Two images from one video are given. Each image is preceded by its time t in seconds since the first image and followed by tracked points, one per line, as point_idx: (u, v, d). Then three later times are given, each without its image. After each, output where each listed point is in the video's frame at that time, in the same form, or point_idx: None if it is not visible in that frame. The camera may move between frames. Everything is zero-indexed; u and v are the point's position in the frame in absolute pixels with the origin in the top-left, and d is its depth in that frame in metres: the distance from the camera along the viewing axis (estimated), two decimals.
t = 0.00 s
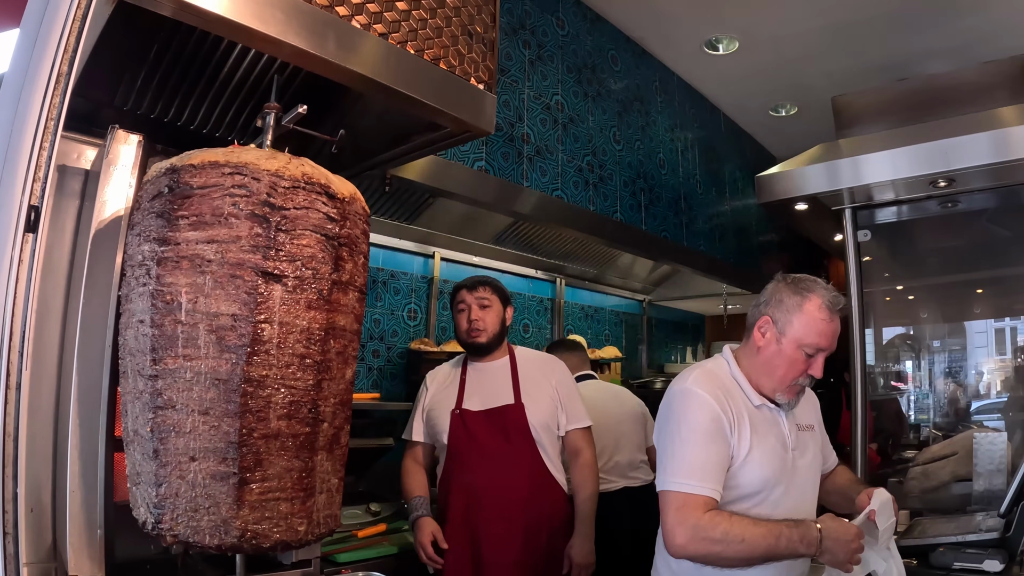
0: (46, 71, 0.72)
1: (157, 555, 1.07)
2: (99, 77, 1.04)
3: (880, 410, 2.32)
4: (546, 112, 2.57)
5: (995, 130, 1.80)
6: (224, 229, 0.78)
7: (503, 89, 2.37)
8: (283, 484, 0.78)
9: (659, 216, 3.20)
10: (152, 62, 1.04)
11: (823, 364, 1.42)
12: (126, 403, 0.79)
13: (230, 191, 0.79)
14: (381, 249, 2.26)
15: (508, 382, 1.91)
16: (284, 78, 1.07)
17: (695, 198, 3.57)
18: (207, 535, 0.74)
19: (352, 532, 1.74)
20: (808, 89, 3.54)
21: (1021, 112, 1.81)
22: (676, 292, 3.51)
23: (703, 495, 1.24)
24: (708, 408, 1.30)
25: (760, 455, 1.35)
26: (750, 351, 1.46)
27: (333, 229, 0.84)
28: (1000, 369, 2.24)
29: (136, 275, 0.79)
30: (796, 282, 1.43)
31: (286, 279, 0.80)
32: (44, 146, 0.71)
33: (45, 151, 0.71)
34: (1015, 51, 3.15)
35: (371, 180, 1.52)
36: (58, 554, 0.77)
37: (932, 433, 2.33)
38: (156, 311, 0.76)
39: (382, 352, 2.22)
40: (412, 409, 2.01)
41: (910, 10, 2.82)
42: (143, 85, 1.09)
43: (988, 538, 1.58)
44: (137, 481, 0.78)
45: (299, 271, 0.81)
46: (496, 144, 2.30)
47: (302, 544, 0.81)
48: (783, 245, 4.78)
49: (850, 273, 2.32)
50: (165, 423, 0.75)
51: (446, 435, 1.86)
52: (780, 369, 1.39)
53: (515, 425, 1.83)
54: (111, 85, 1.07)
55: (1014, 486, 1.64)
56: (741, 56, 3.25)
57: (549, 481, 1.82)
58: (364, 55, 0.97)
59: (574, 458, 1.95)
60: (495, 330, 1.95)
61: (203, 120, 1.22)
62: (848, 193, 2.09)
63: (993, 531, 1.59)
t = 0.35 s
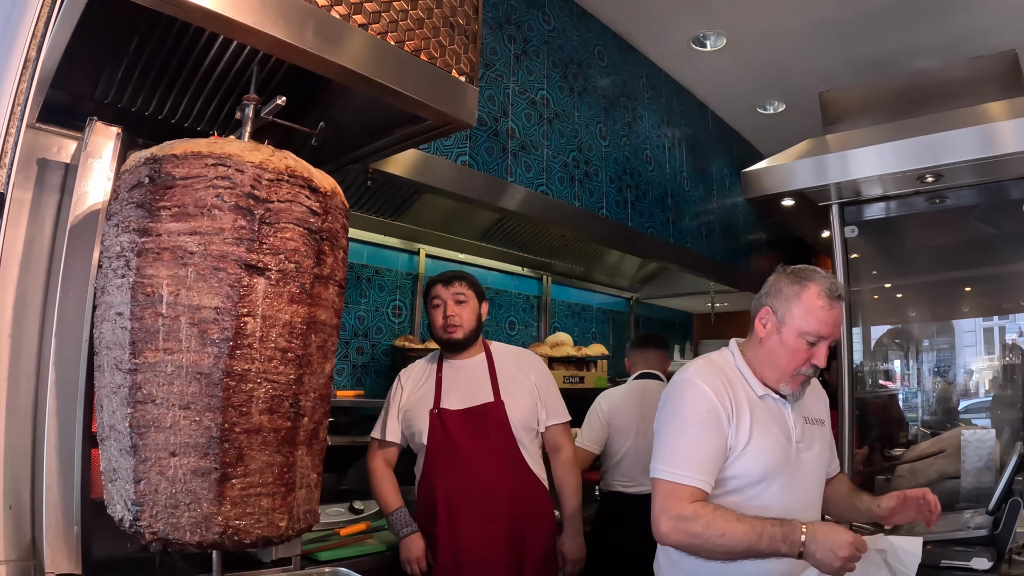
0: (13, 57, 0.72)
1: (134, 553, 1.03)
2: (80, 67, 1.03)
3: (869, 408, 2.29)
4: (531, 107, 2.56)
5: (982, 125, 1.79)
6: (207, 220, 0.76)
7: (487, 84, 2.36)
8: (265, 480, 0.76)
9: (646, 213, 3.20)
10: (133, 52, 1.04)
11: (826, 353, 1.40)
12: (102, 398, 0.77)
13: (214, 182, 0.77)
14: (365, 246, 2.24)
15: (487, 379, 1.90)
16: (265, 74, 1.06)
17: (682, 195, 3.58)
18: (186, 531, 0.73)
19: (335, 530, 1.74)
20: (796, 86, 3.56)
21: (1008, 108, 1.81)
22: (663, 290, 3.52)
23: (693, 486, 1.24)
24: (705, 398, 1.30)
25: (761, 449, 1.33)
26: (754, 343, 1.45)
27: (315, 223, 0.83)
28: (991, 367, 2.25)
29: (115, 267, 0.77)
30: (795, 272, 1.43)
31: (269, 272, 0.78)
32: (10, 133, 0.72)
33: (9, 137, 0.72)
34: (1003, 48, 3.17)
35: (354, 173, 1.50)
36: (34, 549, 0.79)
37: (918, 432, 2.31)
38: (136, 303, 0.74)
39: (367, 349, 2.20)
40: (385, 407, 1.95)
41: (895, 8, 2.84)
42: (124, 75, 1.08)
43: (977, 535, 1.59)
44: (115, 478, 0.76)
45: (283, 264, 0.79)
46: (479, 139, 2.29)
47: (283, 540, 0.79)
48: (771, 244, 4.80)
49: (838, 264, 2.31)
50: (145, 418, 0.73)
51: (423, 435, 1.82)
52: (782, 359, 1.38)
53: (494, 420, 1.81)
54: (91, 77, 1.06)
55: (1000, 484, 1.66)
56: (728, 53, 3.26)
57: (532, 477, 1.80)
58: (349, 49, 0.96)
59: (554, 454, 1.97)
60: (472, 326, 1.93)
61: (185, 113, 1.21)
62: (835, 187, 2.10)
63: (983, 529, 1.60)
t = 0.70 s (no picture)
0: None
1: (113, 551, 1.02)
2: (61, 63, 1.02)
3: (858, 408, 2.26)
4: (517, 104, 2.56)
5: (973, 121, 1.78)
6: (191, 215, 0.75)
7: (471, 79, 2.35)
8: (247, 476, 0.75)
9: (634, 210, 3.20)
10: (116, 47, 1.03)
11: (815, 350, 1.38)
12: (80, 394, 0.76)
13: (198, 176, 0.76)
14: (351, 243, 2.23)
15: (485, 376, 1.89)
16: (247, 71, 1.05)
17: (670, 193, 3.58)
18: (168, 528, 0.72)
19: (319, 529, 1.71)
20: (785, 84, 3.56)
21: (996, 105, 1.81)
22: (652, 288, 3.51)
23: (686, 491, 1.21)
24: (696, 398, 1.27)
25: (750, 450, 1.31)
26: (742, 339, 1.44)
27: (298, 219, 0.82)
28: (980, 367, 2.18)
29: (94, 262, 0.76)
30: (784, 267, 1.40)
31: (253, 268, 0.77)
32: None
33: None
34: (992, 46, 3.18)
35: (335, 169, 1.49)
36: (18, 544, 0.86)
37: (908, 429, 2.25)
38: (117, 298, 0.73)
39: (352, 346, 2.19)
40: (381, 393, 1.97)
41: (882, 6, 2.85)
42: (107, 70, 1.08)
43: (964, 535, 1.57)
44: (94, 476, 0.75)
45: (267, 260, 0.78)
46: (464, 135, 2.29)
47: (264, 536, 0.78)
48: (760, 243, 4.81)
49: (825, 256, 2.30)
50: (127, 414, 0.72)
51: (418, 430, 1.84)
52: (769, 356, 1.37)
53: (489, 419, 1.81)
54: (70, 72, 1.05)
55: (988, 484, 1.66)
56: (716, 50, 3.26)
57: (524, 478, 1.79)
58: (336, 49, 0.96)
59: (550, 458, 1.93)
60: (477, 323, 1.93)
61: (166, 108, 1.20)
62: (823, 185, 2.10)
63: (969, 528, 1.58)
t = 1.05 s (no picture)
0: None
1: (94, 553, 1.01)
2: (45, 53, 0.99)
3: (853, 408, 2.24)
4: (509, 100, 2.54)
5: (968, 118, 1.78)
6: (182, 209, 0.72)
7: (462, 75, 2.33)
8: (236, 478, 0.73)
9: (626, 209, 3.19)
10: (101, 39, 1.00)
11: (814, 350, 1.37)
12: (59, 393, 0.73)
13: (190, 170, 0.74)
14: (340, 241, 2.20)
15: (491, 376, 1.87)
16: (232, 67, 1.04)
17: (663, 191, 3.57)
18: (156, 533, 0.69)
19: (306, 530, 1.68)
20: (778, 82, 3.56)
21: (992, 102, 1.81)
22: (644, 287, 3.50)
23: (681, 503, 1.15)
24: (688, 403, 1.24)
25: (737, 457, 1.29)
26: (737, 337, 1.42)
27: (289, 216, 0.80)
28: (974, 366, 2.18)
29: (76, 255, 0.73)
30: (785, 261, 1.39)
31: (246, 264, 0.75)
32: None
33: None
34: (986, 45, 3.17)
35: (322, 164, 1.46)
36: None
37: (903, 430, 2.24)
38: (103, 293, 0.70)
39: (341, 345, 2.16)
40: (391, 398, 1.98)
41: (876, 4, 2.85)
42: (91, 62, 1.05)
43: (962, 538, 1.58)
44: (75, 479, 0.71)
45: (259, 257, 0.76)
46: (455, 131, 2.26)
47: (251, 539, 0.76)
48: (753, 242, 4.80)
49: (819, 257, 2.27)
50: (112, 414, 0.69)
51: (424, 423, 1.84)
52: (767, 356, 1.35)
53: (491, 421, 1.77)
54: (53, 64, 1.02)
55: (987, 485, 1.65)
56: (710, 48, 3.26)
57: (527, 482, 1.75)
58: (326, 41, 0.95)
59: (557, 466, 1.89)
60: (490, 321, 1.91)
61: (150, 101, 1.17)
62: (818, 183, 2.09)
63: (969, 530, 1.59)
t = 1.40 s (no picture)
0: None
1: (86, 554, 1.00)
2: (36, 45, 0.97)
3: (850, 408, 2.23)
4: (504, 97, 2.53)
5: (965, 116, 1.78)
6: (183, 205, 0.71)
7: (457, 71, 2.31)
8: (236, 476, 0.72)
9: (622, 207, 3.18)
10: (94, 32, 0.99)
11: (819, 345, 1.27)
12: (51, 391, 0.71)
13: (193, 166, 0.72)
14: (335, 239, 2.19)
15: (497, 372, 1.85)
16: (224, 64, 1.03)
17: (658, 189, 3.57)
18: (155, 533, 0.68)
19: (300, 530, 1.66)
20: (774, 80, 3.56)
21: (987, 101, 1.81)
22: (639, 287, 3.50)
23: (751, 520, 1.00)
24: (736, 407, 1.07)
25: (769, 447, 1.19)
26: (738, 334, 1.29)
27: (288, 213, 0.79)
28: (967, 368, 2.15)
29: (71, 249, 0.71)
30: (786, 253, 1.26)
31: (247, 262, 0.74)
32: None
33: None
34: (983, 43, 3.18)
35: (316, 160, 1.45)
36: None
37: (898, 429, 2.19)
38: (101, 289, 0.68)
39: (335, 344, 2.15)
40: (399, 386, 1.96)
41: (871, 2, 2.85)
42: (82, 58, 1.03)
43: (962, 537, 1.59)
44: (69, 480, 0.69)
45: (260, 254, 0.75)
46: (449, 127, 2.25)
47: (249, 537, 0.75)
48: (748, 241, 4.80)
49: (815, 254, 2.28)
50: (109, 413, 0.67)
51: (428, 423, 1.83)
52: (773, 354, 1.24)
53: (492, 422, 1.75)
54: (43, 59, 1.00)
55: (986, 484, 1.65)
56: (706, 45, 3.26)
57: (528, 483, 1.73)
58: (321, 35, 0.94)
59: (567, 464, 1.86)
60: (490, 316, 1.88)
61: (142, 97, 1.16)
62: (815, 180, 2.08)
63: (968, 530, 1.60)
